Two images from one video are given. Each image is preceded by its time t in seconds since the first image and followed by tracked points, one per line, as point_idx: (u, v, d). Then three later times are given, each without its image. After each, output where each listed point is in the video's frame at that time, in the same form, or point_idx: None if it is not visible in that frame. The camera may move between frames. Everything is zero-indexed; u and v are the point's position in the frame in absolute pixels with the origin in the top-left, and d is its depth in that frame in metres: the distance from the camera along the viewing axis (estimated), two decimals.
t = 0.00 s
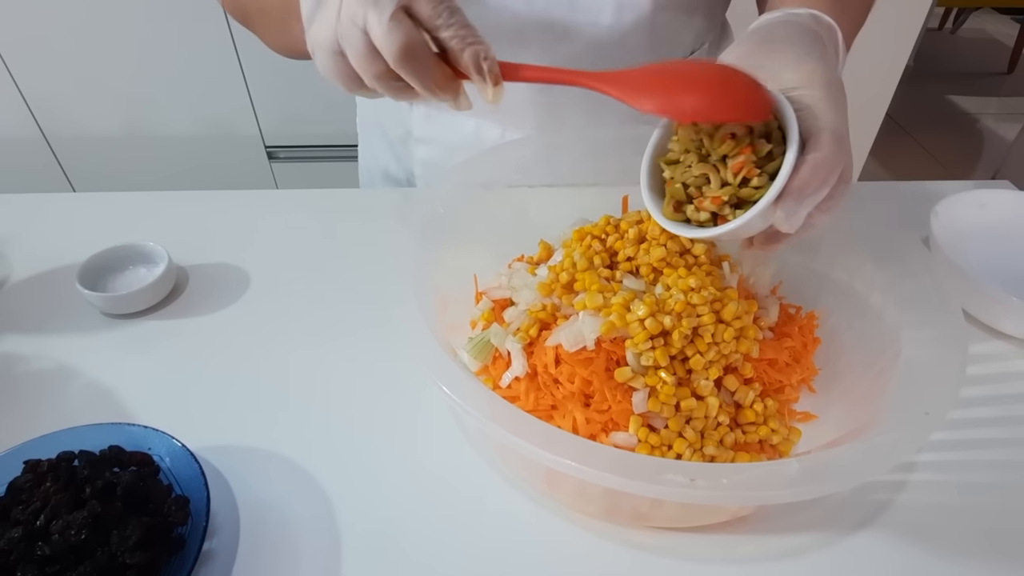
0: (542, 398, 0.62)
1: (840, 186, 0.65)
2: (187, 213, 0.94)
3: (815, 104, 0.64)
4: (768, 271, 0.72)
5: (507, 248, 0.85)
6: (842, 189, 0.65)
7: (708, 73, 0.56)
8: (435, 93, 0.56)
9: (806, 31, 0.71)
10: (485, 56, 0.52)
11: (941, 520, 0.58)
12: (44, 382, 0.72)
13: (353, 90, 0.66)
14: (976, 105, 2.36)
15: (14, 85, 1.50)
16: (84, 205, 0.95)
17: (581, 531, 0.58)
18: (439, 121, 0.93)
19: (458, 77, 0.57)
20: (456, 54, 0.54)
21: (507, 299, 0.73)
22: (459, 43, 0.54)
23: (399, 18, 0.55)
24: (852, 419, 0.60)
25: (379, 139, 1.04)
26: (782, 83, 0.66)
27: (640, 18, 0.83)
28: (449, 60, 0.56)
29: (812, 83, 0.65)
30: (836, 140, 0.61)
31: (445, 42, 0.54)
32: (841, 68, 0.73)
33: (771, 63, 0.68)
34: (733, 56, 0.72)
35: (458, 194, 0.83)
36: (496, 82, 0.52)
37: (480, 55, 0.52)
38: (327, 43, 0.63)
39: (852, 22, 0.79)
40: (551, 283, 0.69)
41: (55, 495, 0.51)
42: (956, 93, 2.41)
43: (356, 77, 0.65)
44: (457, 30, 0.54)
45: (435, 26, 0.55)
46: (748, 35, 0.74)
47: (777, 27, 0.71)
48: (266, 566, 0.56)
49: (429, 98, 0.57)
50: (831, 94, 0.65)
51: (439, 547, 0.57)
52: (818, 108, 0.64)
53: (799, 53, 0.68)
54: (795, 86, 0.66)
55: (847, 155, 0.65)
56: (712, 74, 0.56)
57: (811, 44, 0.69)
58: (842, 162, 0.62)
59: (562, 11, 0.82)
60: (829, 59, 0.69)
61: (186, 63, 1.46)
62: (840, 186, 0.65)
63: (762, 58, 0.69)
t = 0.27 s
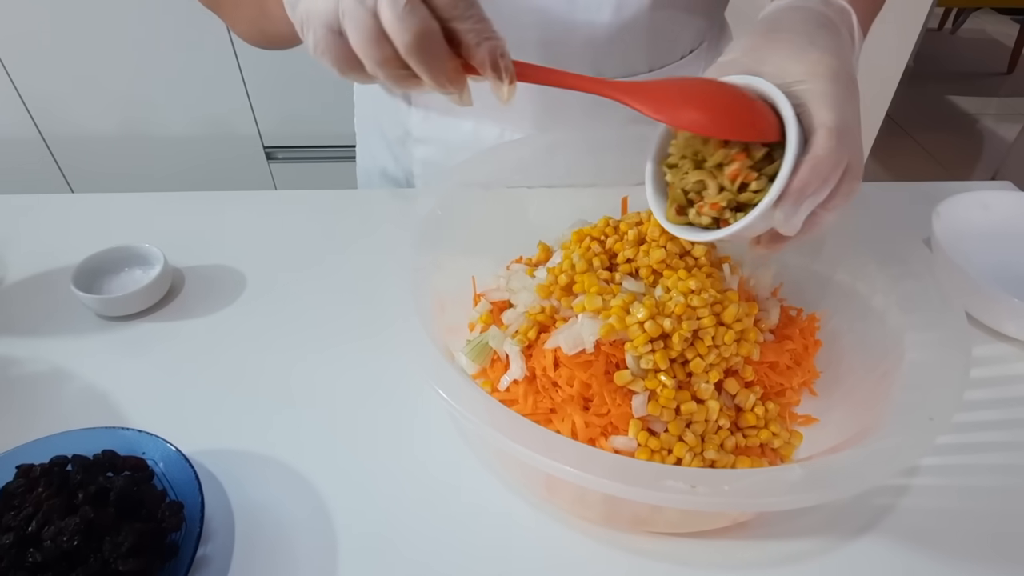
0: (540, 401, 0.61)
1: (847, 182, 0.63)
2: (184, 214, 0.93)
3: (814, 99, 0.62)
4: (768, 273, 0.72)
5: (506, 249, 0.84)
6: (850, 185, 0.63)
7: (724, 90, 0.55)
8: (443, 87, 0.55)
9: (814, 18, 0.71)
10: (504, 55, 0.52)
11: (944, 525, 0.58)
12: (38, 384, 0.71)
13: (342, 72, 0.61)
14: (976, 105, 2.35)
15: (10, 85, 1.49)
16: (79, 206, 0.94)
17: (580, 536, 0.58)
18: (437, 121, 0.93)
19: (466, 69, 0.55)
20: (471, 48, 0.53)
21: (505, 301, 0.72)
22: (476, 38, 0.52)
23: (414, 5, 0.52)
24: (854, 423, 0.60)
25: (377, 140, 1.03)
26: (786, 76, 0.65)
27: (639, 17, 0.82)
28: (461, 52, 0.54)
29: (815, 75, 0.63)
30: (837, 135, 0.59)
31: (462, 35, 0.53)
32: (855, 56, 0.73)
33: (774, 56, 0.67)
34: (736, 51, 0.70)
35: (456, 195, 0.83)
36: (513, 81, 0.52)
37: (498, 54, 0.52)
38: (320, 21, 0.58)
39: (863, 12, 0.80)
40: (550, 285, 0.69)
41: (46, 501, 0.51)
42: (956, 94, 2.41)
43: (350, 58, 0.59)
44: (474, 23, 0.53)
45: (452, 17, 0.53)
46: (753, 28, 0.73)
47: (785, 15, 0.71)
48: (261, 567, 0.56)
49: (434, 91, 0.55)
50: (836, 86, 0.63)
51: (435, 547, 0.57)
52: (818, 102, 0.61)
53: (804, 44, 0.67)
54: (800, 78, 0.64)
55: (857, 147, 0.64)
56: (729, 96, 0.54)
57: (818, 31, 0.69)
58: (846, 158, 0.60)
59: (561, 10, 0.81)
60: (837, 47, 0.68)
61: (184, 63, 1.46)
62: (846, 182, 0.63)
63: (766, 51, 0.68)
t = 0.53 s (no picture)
0: (541, 403, 0.61)
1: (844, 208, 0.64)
2: (181, 214, 0.93)
3: (813, 123, 0.61)
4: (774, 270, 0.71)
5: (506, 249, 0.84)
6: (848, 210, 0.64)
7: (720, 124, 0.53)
8: (445, 99, 0.53)
9: (819, 24, 0.70)
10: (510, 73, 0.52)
11: (948, 528, 0.57)
12: (35, 386, 0.71)
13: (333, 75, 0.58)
14: (976, 104, 2.35)
15: (8, 85, 1.48)
16: (77, 207, 0.93)
17: (581, 540, 0.57)
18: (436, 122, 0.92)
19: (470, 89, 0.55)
20: (479, 63, 0.53)
21: (505, 302, 0.71)
22: (486, 54, 0.53)
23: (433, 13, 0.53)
24: (857, 428, 0.59)
25: (376, 140, 1.02)
26: (787, 93, 0.64)
27: (639, 15, 0.82)
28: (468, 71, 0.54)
29: (815, 95, 0.63)
30: (834, 166, 0.58)
31: (471, 50, 0.54)
32: (856, 64, 0.73)
33: (777, 69, 0.65)
34: (739, 58, 0.69)
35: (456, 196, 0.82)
36: (518, 98, 0.50)
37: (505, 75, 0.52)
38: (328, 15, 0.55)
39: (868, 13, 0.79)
40: (550, 287, 0.68)
41: (42, 506, 0.50)
42: (956, 93, 2.40)
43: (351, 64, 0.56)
44: (485, 40, 0.54)
45: (465, 32, 0.54)
46: (756, 33, 0.72)
47: (789, 21, 0.71)
48: (259, 568, 0.55)
49: (435, 103, 0.54)
50: (837, 109, 0.62)
51: (435, 549, 0.56)
52: (815, 128, 0.60)
53: (806, 57, 0.66)
54: (800, 99, 0.63)
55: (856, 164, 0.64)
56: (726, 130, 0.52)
57: (822, 40, 0.68)
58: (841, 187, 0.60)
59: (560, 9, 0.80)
60: (840, 59, 0.68)
61: (182, 62, 1.45)
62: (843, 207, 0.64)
63: (768, 61, 0.67)
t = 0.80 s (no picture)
0: (541, 405, 0.61)
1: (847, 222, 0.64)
2: (180, 215, 0.92)
3: (815, 137, 0.62)
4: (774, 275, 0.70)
5: (506, 250, 0.83)
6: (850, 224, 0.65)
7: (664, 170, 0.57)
8: (407, 128, 0.50)
9: (822, 31, 0.70)
10: (475, 108, 0.51)
11: (951, 530, 0.57)
12: (33, 388, 0.70)
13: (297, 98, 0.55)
14: (976, 104, 2.34)
15: (5, 84, 1.47)
16: (74, 207, 0.93)
17: (581, 543, 0.57)
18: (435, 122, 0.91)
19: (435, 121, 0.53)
20: (444, 95, 0.51)
21: (505, 303, 0.71)
22: (451, 86, 0.51)
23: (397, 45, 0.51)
24: (859, 431, 0.58)
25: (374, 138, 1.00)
26: (787, 105, 0.65)
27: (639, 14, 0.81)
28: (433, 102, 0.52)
29: (816, 108, 0.63)
30: (835, 182, 0.60)
31: (437, 81, 0.52)
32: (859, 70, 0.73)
33: (778, 78, 0.66)
34: (741, 66, 0.69)
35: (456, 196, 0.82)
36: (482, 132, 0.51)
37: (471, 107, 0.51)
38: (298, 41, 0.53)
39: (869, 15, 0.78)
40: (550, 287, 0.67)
41: (38, 509, 0.50)
42: (956, 93, 2.40)
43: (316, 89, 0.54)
44: (452, 72, 0.52)
45: (433, 64, 0.52)
46: (759, 38, 0.72)
47: (792, 27, 0.70)
48: (259, 567, 0.55)
49: (396, 131, 0.51)
50: (838, 122, 0.63)
51: (441, 547, 0.56)
52: (816, 143, 0.62)
53: (807, 67, 0.66)
54: (801, 111, 0.64)
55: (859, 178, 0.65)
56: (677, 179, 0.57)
57: (825, 48, 0.68)
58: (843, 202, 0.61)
59: (560, 8, 0.80)
60: (843, 67, 0.68)
61: (180, 62, 1.44)
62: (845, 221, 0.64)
63: (770, 69, 0.67)
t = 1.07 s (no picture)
0: (540, 406, 0.61)
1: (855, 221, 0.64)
2: (176, 214, 0.92)
3: (825, 131, 0.61)
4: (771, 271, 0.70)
5: (505, 250, 0.83)
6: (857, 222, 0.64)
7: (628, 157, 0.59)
8: (332, 127, 0.57)
9: (828, 33, 0.69)
10: (392, 104, 0.55)
11: (951, 531, 0.56)
12: (28, 388, 0.70)
13: (241, 107, 0.61)
14: (975, 104, 2.34)
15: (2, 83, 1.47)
16: (71, 206, 0.92)
17: (580, 544, 0.56)
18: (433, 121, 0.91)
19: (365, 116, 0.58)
20: (363, 92, 0.56)
21: (503, 304, 0.70)
22: (366, 83, 0.56)
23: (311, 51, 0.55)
24: (859, 431, 0.58)
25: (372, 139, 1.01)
26: (795, 102, 0.64)
27: (638, 13, 0.81)
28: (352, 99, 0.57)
29: (824, 104, 0.63)
30: (844, 177, 0.60)
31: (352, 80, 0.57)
32: (864, 68, 0.72)
33: (784, 78, 0.66)
34: (747, 65, 0.69)
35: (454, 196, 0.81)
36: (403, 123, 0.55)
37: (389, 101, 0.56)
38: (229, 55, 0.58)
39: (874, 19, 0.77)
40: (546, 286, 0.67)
41: (32, 510, 0.49)
42: (955, 92, 2.39)
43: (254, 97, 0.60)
44: (365, 69, 0.57)
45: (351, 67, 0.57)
46: (764, 40, 0.72)
47: (798, 28, 0.70)
48: (256, 568, 0.55)
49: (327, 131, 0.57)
50: (846, 119, 0.63)
51: (449, 547, 0.56)
52: (825, 138, 0.61)
53: (815, 66, 0.66)
54: (810, 108, 0.63)
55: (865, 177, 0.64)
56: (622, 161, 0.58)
57: (830, 49, 0.68)
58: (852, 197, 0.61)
59: (559, 6, 0.80)
60: (849, 68, 0.67)
61: (178, 60, 1.44)
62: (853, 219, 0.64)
63: (776, 70, 0.67)
